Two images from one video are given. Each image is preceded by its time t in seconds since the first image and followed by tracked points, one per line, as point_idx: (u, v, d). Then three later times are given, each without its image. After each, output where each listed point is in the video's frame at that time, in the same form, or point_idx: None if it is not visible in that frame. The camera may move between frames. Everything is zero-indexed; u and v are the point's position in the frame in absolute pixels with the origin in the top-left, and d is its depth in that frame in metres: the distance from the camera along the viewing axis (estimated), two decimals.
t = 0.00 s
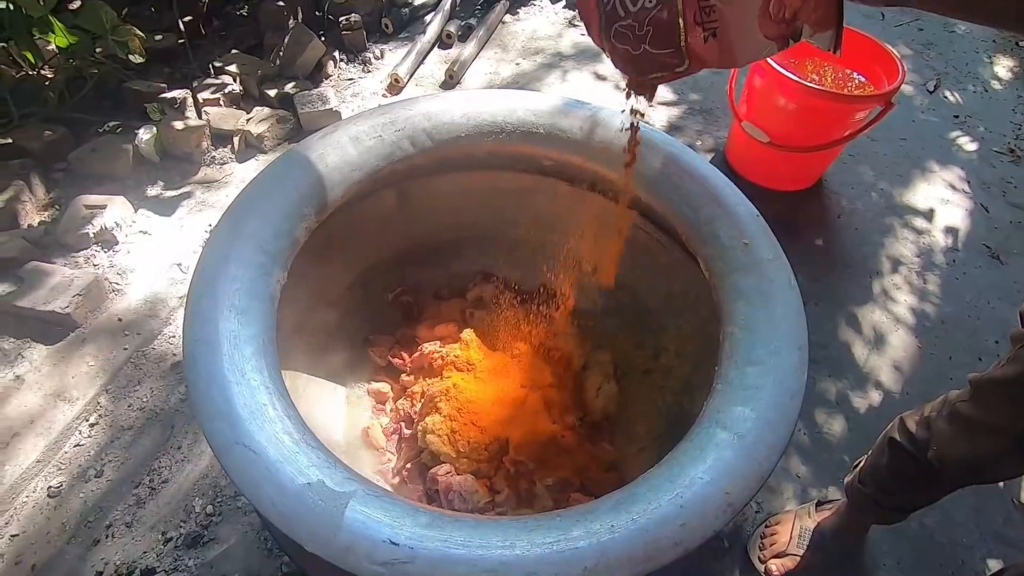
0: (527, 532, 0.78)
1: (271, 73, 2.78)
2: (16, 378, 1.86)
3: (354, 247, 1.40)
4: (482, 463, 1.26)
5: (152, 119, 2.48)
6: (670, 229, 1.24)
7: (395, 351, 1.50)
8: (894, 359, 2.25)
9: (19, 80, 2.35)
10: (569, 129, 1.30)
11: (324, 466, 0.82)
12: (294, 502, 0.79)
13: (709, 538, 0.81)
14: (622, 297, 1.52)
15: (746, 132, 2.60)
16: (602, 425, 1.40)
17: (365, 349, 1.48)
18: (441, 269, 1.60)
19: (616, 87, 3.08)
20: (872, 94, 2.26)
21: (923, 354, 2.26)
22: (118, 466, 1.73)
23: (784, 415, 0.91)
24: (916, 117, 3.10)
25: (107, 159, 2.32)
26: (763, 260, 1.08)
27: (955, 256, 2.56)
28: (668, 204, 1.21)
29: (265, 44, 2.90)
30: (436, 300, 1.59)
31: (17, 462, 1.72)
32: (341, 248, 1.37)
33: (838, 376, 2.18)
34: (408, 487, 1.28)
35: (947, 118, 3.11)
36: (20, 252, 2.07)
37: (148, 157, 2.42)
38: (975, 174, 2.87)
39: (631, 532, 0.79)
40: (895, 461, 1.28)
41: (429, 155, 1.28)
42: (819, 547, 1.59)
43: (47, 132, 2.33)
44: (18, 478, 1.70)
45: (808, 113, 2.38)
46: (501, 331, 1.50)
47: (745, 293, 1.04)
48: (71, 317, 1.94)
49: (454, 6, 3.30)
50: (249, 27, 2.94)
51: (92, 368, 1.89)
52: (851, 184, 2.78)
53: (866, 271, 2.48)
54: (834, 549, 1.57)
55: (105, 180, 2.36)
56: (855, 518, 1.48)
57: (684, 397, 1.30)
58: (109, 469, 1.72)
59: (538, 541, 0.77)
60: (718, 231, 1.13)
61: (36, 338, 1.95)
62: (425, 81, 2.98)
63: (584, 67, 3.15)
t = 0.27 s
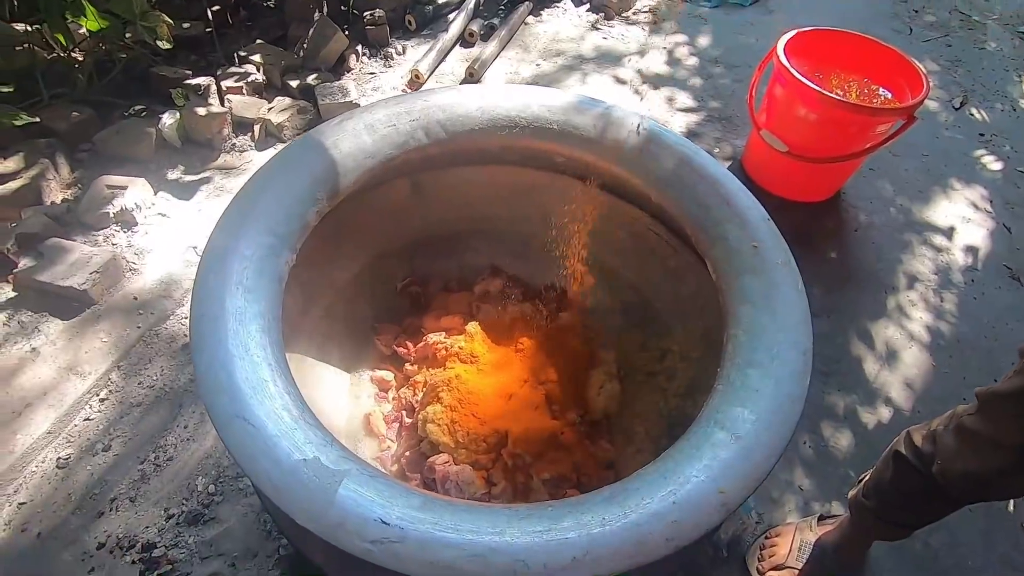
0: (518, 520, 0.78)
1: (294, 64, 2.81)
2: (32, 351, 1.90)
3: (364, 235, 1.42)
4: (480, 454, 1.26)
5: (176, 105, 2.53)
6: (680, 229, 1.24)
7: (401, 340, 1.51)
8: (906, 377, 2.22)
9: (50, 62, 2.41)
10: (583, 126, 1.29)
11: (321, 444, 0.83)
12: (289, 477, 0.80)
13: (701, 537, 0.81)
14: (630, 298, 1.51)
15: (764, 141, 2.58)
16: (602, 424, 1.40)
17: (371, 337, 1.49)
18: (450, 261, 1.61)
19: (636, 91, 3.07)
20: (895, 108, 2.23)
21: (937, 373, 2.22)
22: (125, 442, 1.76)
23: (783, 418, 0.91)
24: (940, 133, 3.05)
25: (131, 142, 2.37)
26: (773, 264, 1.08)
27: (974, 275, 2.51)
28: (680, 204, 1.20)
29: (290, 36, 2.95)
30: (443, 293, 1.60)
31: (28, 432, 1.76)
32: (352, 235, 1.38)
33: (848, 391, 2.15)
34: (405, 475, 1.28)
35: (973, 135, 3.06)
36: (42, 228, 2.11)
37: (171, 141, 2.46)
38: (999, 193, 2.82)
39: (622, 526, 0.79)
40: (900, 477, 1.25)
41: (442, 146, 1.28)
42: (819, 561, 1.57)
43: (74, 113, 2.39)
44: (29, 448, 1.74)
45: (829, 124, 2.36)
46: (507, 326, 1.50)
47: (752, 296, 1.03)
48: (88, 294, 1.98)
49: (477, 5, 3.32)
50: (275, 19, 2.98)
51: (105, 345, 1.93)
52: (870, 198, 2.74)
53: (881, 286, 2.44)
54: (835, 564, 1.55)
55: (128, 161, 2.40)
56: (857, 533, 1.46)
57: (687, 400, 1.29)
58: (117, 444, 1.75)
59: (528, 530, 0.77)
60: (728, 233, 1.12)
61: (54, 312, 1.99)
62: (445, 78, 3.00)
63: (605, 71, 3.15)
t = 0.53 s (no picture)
0: (515, 515, 0.77)
1: (314, 55, 2.83)
2: (45, 329, 1.93)
3: (375, 226, 1.42)
4: (481, 450, 1.26)
5: (196, 92, 2.56)
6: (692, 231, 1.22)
7: (407, 333, 1.51)
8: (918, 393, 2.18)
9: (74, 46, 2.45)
10: (598, 124, 1.28)
11: (321, 430, 0.83)
12: (287, 461, 0.79)
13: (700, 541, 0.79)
14: (639, 300, 1.50)
15: (782, 148, 2.55)
16: (606, 425, 1.38)
17: (378, 328, 1.49)
18: (460, 256, 1.60)
19: (654, 94, 3.06)
20: (918, 119, 2.20)
21: (950, 390, 2.18)
22: (132, 423, 1.78)
23: (789, 425, 0.89)
24: (963, 147, 3.00)
25: (150, 127, 2.40)
26: (785, 269, 1.06)
27: (993, 292, 2.46)
28: (693, 206, 1.19)
29: (311, 29, 2.97)
30: (452, 287, 1.60)
31: (38, 408, 1.78)
32: (362, 226, 1.38)
33: (858, 404, 2.12)
34: (406, 467, 1.28)
35: (997, 150, 3.00)
36: (60, 208, 2.14)
37: (189, 128, 2.48)
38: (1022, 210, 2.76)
39: (621, 527, 0.77)
40: (906, 487, 1.23)
41: (456, 139, 1.28)
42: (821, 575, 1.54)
43: (96, 97, 2.42)
44: (38, 424, 1.76)
45: (849, 133, 2.32)
46: (513, 323, 1.49)
47: (763, 300, 1.02)
48: (102, 275, 2.01)
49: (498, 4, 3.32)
50: (296, 11, 3.01)
51: (116, 326, 1.95)
52: (888, 210, 2.70)
53: (896, 299, 2.40)
54: None
55: (146, 146, 2.43)
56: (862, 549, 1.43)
57: (693, 405, 1.27)
58: (124, 424, 1.77)
59: (524, 526, 0.76)
60: (741, 236, 1.11)
61: (68, 291, 2.02)
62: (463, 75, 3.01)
63: (623, 73, 3.13)
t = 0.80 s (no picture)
0: (508, 512, 0.77)
1: (328, 49, 2.84)
2: (53, 313, 1.95)
3: (381, 220, 1.42)
4: (479, 447, 1.25)
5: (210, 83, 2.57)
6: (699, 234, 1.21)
7: (410, 327, 1.50)
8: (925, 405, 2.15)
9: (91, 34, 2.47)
10: (607, 123, 1.27)
11: (317, 421, 0.83)
12: (282, 450, 0.79)
13: (695, 546, 0.78)
14: (644, 302, 1.49)
15: (794, 154, 2.52)
16: (606, 427, 1.37)
17: (380, 322, 1.49)
18: (465, 252, 1.60)
19: (667, 97, 3.04)
20: (933, 128, 2.17)
21: (958, 404, 2.15)
22: (136, 408, 1.79)
23: (790, 432, 0.88)
24: (980, 158, 2.96)
25: (163, 116, 2.42)
26: (791, 275, 1.05)
27: (1005, 306, 2.43)
28: (700, 208, 1.18)
29: (326, 23, 2.98)
30: (456, 283, 1.60)
31: (44, 391, 1.80)
32: (368, 219, 1.38)
33: (863, 415, 2.09)
34: (404, 462, 1.28)
35: (1014, 163, 2.96)
36: (72, 194, 2.16)
37: (202, 118, 2.50)
38: None
39: (615, 528, 0.77)
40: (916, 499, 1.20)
41: (464, 135, 1.28)
42: None
43: (111, 85, 2.44)
44: (43, 407, 1.78)
45: (863, 140, 2.30)
46: (516, 321, 1.49)
47: (767, 305, 1.00)
48: (111, 261, 2.03)
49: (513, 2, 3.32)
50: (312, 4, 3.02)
51: (123, 312, 1.97)
52: (900, 220, 2.67)
53: (906, 310, 2.37)
54: None
55: (159, 135, 2.45)
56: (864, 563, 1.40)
57: (694, 409, 1.26)
58: (128, 409, 1.78)
59: (517, 523, 0.76)
60: (748, 240, 1.10)
61: (77, 276, 2.04)
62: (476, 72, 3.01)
63: (636, 74, 3.12)
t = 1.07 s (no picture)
0: (500, 508, 0.77)
1: (340, 42, 2.84)
2: (61, 297, 1.97)
3: (386, 214, 1.42)
4: (477, 443, 1.26)
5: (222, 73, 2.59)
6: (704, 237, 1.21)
7: (412, 321, 1.50)
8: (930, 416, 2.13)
9: (107, 21, 2.49)
10: (615, 123, 1.27)
11: (314, 411, 0.83)
12: (278, 439, 0.80)
13: (687, 549, 0.78)
14: (648, 303, 1.49)
15: (804, 159, 2.51)
16: (604, 427, 1.37)
17: (383, 315, 1.49)
18: (470, 249, 1.60)
19: (678, 98, 3.03)
20: (946, 137, 2.15)
21: (963, 416, 2.13)
22: (139, 393, 1.81)
23: (787, 438, 0.88)
24: (994, 169, 2.92)
25: (175, 105, 2.43)
26: (795, 280, 1.04)
27: (1015, 319, 2.40)
28: (706, 211, 1.17)
29: (339, 16, 2.99)
30: (459, 278, 1.60)
31: (50, 374, 1.82)
32: (374, 212, 1.38)
33: (866, 424, 2.08)
34: (402, 456, 1.28)
35: None
36: (83, 179, 2.18)
37: (213, 107, 2.51)
38: None
39: (607, 528, 0.76)
40: (931, 536, 1.20)
41: (471, 131, 1.28)
42: None
43: (125, 73, 2.46)
44: (49, 389, 1.80)
45: (875, 147, 2.28)
46: (518, 319, 1.49)
47: (770, 310, 1.00)
48: (119, 247, 2.05)
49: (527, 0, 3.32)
50: None
51: (130, 298, 1.98)
52: (910, 229, 2.64)
53: (913, 320, 2.35)
54: None
55: (171, 123, 2.46)
56: None
57: (694, 413, 1.26)
58: (131, 395, 1.80)
59: (509, 520, 0.76)
60: (752, 244, 1.09)
61: (86, 261, 2.05)
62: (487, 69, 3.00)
63: (648, 75, 3.11)
